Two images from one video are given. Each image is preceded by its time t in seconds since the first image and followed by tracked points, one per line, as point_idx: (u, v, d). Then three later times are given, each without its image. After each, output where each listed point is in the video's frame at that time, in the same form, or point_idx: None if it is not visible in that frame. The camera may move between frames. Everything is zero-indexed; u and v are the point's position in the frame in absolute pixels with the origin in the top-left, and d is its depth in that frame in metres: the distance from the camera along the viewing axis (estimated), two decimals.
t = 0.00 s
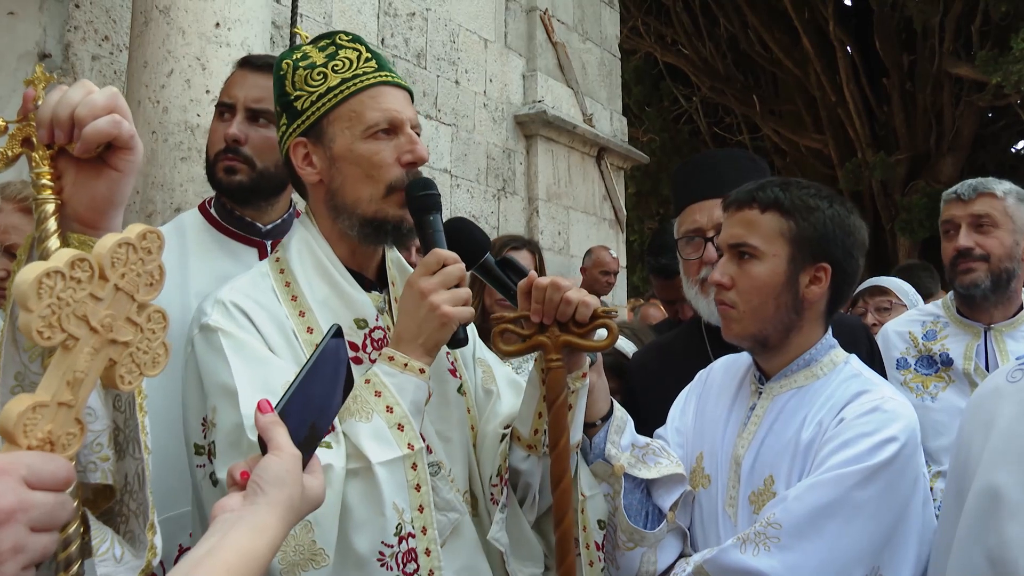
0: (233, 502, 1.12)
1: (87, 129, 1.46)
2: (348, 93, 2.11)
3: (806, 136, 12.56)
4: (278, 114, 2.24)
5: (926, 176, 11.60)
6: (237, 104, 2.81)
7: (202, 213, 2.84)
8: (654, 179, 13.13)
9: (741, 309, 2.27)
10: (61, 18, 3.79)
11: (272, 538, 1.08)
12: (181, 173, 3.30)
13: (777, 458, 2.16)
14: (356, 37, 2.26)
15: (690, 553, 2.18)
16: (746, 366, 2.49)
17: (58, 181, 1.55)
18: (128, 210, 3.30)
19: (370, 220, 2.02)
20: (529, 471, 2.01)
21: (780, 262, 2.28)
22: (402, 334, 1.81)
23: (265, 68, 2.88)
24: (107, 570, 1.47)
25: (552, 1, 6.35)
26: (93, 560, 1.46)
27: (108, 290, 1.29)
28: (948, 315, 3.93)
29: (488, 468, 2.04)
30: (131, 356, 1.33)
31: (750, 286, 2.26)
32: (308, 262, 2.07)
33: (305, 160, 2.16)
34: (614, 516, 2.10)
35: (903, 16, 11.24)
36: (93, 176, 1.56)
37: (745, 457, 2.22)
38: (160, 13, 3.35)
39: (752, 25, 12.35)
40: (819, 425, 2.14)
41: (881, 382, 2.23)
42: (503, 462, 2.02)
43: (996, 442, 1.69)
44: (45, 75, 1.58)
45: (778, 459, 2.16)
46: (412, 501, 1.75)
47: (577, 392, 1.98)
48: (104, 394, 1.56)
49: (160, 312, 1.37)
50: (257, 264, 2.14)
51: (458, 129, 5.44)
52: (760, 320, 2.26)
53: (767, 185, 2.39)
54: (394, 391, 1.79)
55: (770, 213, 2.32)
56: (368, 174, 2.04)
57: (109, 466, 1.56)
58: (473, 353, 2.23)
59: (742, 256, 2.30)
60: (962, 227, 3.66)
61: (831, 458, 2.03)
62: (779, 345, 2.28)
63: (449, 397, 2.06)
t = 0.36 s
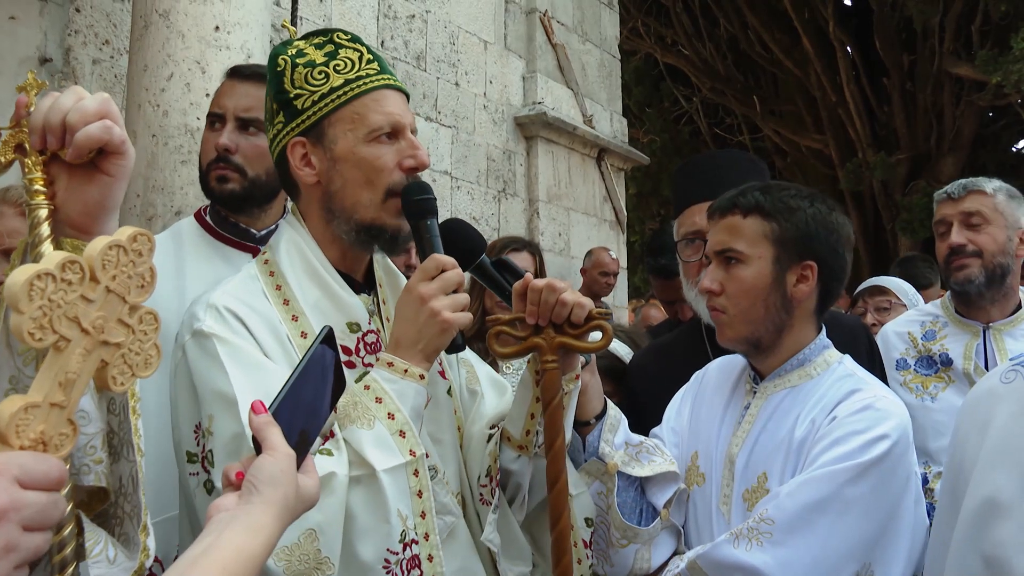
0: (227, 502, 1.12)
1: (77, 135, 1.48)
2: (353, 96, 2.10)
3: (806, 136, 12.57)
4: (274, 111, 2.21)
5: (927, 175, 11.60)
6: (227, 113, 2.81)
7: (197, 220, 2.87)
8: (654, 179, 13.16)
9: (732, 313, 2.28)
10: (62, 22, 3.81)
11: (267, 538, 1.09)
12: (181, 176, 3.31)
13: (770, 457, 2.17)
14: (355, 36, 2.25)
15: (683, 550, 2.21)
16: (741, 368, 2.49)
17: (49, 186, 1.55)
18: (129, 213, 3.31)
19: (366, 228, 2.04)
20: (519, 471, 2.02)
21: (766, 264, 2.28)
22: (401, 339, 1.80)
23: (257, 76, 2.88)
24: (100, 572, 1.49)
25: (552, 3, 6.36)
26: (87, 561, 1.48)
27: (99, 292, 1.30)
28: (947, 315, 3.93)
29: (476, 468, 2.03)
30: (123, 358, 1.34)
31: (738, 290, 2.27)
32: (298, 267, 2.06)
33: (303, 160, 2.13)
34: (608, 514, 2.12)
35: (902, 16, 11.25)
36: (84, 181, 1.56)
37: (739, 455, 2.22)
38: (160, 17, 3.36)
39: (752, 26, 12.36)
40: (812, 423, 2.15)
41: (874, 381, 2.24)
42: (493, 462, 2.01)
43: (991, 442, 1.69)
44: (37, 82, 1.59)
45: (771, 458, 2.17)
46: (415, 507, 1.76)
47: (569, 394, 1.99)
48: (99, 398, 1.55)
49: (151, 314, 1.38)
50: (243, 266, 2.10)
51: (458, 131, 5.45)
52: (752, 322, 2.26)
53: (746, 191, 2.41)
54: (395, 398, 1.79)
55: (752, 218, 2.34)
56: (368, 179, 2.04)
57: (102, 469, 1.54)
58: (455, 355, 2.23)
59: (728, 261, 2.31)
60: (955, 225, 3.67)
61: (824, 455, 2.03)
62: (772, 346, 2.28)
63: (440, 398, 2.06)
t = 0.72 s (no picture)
0: (229, 506, 1.14)
1: (76, 145, 1.50)
2: (353, 102, 2.11)
3: (812, 138, 12.56)
4: (273, 115, 2.21)
5: (933, 178, 11.58)
6: (223, 124, 2.85)
7: (195, 231, 2.90)
8: (659, 182, 13.18)
9: (731, 318, 2.28)
10: (69, 28, 3.84)
11: (268, 540, 1.10)
12: (187, 182, 3.33)
13: (769, 458, 2.17)
14: (352, 42, 2.26)
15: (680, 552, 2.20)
16: (738, 371, 2.49)
17: (49, 195, 1.58)
18: (136, 218, 3.33)
19: (368, 231, 2.04)
20: (514, 475, 2.04)
21: (763, 268, 2.29)
22: (404, 345, 1.81)
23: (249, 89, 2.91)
24: (97, 574, 1.49)
25: (557, 7, 6.38)
26: (84, 563, 1.48)
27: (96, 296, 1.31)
28: (951, 319, 3.93)
29: (469, 473, 2.04)
30: (121, 361, 1.36)
31: (737, 295, 2.27)
32: (296, 274, 2.07)
33: (304, 165, 2.13)
34: (605, 514, 2.16)
35: (908, 18, 11.24)
36: (83, 190, 1.58)
37: (738, 456, 2.23)
38: (166, 23, 3.39)
39: (757, 29, 12.36)
40: (811, 424, 2.15)
41: (871, 384, 2.24)
42: (486, 467, 2.02)
43: (990, 447, 1.69)
44: (37, 93, 1.60)
45: (770, 459, 2.17)
46: (419, 512, 1.78)
47: (565, 398, 2.04)
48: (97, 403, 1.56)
49: (148, 318, 1.38)
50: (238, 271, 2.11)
51: (463, 135, 5.47)
52: (751, 326, 2.27)
53: (742, 196, 2.41)
54: (399, 405, 1.80)
55: (749, 224, 2.34)
56: (371, 185, 2.05)
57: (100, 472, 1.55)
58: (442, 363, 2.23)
59: (726, 267, 2.31)
60: (964, 229, 3.66)
61: (824, 456, 2.04)
62: (770, 350, 2.29)
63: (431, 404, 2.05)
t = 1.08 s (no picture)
0: (228, 515, 1.14)
1: (75, 161, 1.53)
2: (340, 116, 2.12)
3: (819, 144, 12.55)
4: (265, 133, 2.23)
5: (941, 183, 11.55)
6: (234, 137, 2.90)
7: (204, 241, 2.93)
8: (667, 189, 13.19)
9: (728, 326, 2.29)
10: (78, 39, 3.88)
11: (265, 549, 1.10)
12: (194, 191, 3.36)
13: (766, 465, 2.18)
14: (341, 57, 2.27)
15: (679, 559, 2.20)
16: (735, 380, 2.48)
17: (50, 211, 1.60)
18: (143, 227, 3.36)
19: (361, 240, 2.05)
20: (509, 484, 2.05)
21: (759, 277, 2.29)
22: (397, 355, 1.83)
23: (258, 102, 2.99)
24: None
25: (562, 15, 6.40)
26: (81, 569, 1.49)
27: (93, 307, 1.33)
28: (952, 326, 3.93)
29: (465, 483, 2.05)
30: (116, 369, 1.38)
31: (734, 303, 2.28)
32: (291, 283, 2.08)
33: (296, 180, 2.15)
34: (604, 523, 2.17)
35: (915, 24, 11.22)
36: (83, 205, 1.61)
37: (735, 464, 2.23)
38: (173, 34, 3.42)
39: (764, 35, 12.36)
40: (807, 431, 2.16)
41: (866, 391, 2.25)
42: (481, 477, 2.03)
43: (986, 456, 1.70)
44: (37, 110, 1.63)
45: (767, 466, 2.17)
46: (409, 521, 1.80)
47: (557, 407, 2.01)
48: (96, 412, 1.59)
49: (143, 328, 1.41)
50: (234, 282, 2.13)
51: (470, 142, 5.49)
52: (748, 335, 2.28)
53: (737, 206, 2.41)
54: (391, 415, 1.81)
55: (744, 233, 2.34)
56: (363, 196, 2.06)
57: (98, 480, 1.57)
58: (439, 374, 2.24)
59: (722, 276, 2.32)
60: (964, 237, 3.66)
61: (820, 463, 2.05)
62: (767, 357, 2.30)
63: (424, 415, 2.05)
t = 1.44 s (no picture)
0: (220, 518, 1.15)
1: (74, 172, 1.53)
2: (323, 123, 2.13)
3: (826, 144, 12.52)
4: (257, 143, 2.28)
5: (949, 182, 11.50)
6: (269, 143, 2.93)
7: (214, 247, 2.98)
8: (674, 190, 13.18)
9: (728, 329, 2.29)
10: (84, 47, 3.91)
11: (258, 551, 1.11)
12: (200, 197, 3.37)
13: (768, 466, 2.17)
14: (334, 65, 2.28)
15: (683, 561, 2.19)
16: (736, 381, 2.48)
17: (51, 221, 1.61)
18: (149, 233, 3.38)
19: (347, 247, 2.05)
20: (511, 488, 2.06)
21: (759, 279, 2.29)
22: (387, 359, 1.83)
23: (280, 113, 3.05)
24: None
25: (567, 17, 6.40)
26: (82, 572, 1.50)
27: (89, 312, 1.34)
28: (953, 325, 3.91)
29: (467, 487, 2.06)
30: (113, 374, 1.39)
31: (734, 306, 2.27)
32: (288, 289, 2.10)
33: (283, 187, 2.18)
34: (607, 526, 2.17)
35: (920, 23, 11.19)
36: (83, 215, 1.62)
37: (737, 465, 2.23)
38: (177, 41, 3.43)
39: (770, 35, 12.34)
40: (808, 432, 2.15)
41: (867, 392, 2.25)
42: (484, 481, 2.04)
43: (987, 456, 1.69)
44: (39, 123, 1.64)
45: (769, 467, 2.17)
46: (399, 525, 1.80)
47: (562, 409, 2.02)
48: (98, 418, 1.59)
49: (139, 333, 1.42)
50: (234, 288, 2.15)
51: (475, 146, 5.50)
52: (748, 337, 2.27)
53: (736, 209, 2.41)
54: (380, 417, 1.82)
55: (743, 235, 2.34)
56: (346, 202, 2.06)
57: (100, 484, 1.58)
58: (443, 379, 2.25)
59: (722, 278, 2.32)
60: (960, 236, 3.65)
61: (822, 464, 2.04)
62: (767, 359, 2.29)
63: (424, 420, 2.07)
